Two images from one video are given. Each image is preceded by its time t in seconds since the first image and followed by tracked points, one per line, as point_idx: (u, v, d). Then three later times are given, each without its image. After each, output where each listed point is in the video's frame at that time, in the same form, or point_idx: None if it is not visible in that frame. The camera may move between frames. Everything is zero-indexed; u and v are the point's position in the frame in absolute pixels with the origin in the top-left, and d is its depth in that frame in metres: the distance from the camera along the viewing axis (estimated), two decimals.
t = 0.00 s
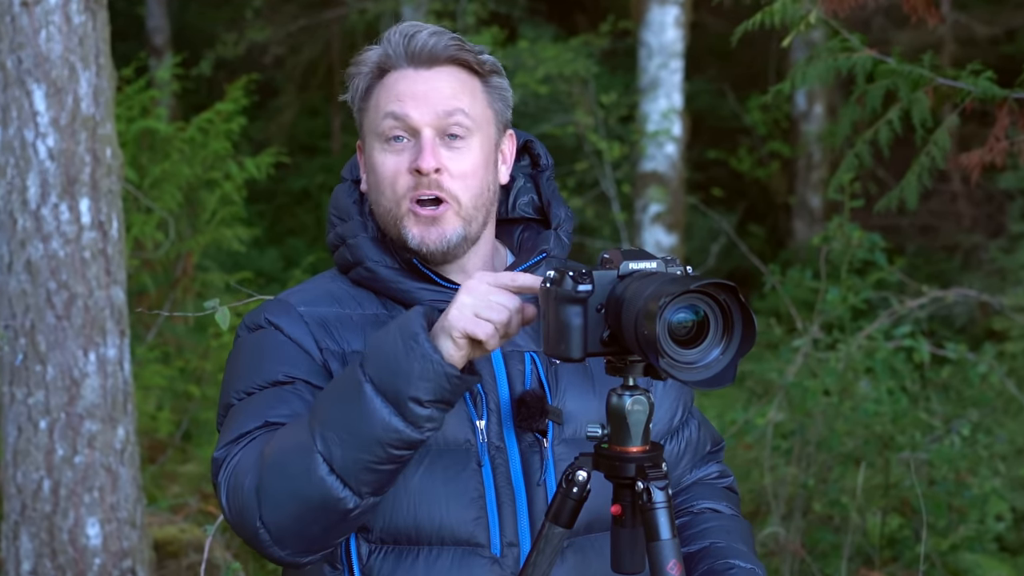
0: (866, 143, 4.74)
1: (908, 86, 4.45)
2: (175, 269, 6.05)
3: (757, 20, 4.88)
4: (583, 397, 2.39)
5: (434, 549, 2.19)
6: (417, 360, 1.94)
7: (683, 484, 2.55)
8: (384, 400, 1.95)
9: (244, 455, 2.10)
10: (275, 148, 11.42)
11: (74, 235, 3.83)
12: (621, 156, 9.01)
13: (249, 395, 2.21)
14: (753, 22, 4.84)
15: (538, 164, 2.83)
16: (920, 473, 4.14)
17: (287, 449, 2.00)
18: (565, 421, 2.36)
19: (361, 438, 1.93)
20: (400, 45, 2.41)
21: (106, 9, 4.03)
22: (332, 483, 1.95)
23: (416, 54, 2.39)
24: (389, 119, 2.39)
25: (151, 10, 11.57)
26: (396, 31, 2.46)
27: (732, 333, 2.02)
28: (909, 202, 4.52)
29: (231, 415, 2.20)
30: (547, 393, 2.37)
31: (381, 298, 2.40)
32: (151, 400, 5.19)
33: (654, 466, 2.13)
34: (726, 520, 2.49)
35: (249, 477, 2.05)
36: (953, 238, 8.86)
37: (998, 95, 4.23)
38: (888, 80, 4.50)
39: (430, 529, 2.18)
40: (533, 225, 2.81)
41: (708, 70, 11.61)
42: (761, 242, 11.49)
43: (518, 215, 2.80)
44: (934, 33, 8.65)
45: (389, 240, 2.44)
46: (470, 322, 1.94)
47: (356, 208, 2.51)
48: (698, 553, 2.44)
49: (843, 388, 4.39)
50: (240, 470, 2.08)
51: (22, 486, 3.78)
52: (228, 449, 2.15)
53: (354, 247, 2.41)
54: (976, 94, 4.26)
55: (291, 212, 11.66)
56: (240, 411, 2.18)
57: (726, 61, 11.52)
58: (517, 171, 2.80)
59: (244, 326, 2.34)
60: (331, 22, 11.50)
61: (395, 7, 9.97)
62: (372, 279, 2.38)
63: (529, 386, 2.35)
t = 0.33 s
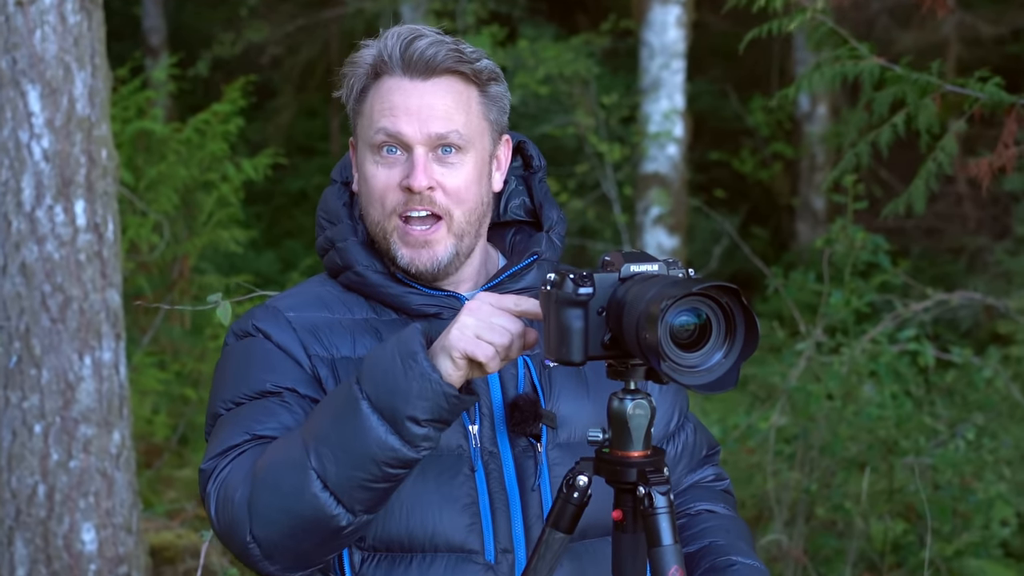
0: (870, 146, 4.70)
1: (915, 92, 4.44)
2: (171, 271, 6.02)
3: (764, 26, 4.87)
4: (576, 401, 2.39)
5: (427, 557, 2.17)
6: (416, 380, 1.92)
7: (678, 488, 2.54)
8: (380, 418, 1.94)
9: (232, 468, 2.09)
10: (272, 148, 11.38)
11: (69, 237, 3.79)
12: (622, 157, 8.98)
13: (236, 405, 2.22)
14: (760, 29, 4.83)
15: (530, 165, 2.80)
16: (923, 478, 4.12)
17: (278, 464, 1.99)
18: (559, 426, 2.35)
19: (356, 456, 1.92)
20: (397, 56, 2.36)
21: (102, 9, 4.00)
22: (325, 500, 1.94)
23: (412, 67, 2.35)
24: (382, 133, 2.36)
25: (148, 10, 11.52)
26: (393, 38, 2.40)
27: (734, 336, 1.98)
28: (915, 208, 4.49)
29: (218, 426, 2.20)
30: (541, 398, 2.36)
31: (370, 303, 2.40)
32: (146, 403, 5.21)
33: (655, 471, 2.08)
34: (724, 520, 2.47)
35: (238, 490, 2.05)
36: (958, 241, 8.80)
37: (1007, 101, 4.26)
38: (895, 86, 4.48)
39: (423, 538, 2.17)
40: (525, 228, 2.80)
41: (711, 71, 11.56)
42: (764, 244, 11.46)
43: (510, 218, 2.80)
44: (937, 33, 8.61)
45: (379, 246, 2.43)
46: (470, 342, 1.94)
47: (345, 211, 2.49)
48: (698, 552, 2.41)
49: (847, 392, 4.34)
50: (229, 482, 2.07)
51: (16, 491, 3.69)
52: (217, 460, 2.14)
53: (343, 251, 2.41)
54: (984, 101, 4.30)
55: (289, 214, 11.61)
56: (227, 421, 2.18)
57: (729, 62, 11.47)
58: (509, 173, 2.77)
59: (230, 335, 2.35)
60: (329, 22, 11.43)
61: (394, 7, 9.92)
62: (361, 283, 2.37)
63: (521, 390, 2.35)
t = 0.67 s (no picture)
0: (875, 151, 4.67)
1: (917, 94, 4.41)
2: (167, 274, 5.98)
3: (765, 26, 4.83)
4: (572, 409, 2.34)
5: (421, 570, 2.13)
6: (409, 383, 1.88)
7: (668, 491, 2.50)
8: (374, 424, 1.90)
9: (223, 479, 2.06)
10: (270, 149, 11.34)
11: (64, 240, 3.74)
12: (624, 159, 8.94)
13: (225, 414, 2.19)
14: (761, 28, 4.78)
15: (523, 167, 2.76)
16: (928, 483, 4.08)
17: (269, 473, 1.95)
18: (555, 435, 2.31)
19: (350, 464, 1.88)
20: (397, 61, 2.32)
21: (98, 10, 3.96)
22: (319, 508, 1.91)
23: (414, 74, 2.31)
24: (382, 141, 2.32)
25: (144, 10, 11.49)
26: (393, 41, 2.35)
27: (737, 340, 1.94)
28: (922, 213, 4.44)
29: (207, 435, 2.17)
30: (536, 406, 2.32)
31: (362, 308, 2.36)
32: (143, 407, 5.17)
33: (657, 475, 2.04)
34: (716, 519, 2.44)
35: (229, 501, 2.01)
36: (963, 243, 8.73)
37: (1010, 102, 4.28)
38: (896, 89, 4.43)
39: (417, 551, 2.13)
40: (518, 231, 2.75)
41: (713, 71, 11.50)
42: (766, 246, 11.41)
43: (502, 221, 2.75)
44: (943, 33, 8.61)
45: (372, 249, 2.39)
46: (462, 338, 1.88)
47: (336, 212, 2.45)
48: (694, 554, 2.37)
49: (850, 396, 4.33)
50: (220, 493, 2.03)
51: (8, 496, 3.64)
52: (207, 471, 2.10)
53: (334, 255, 2.37)
54: (986, 102, 4.28)
55: (286, 215, 11.57)
56: (216, 432, 2.14)
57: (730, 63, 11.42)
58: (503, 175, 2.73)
59: (218, 341, 2.30)
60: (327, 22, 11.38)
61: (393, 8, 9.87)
62: (353, 288, 2.33)
63: (517, 399, 2.31)
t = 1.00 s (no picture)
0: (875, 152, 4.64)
1: (916, 93, 4.37)
2: (163, 276, 5.94)
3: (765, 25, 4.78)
4: (566, 419, 2.31)
5: None
6: (409, 411, 1.84)
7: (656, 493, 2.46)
8: (372, 453, 1.87)
9: (213, 503, 2.05)
10: (270, 151, 11.31)
11: (59, 242, 3.71)
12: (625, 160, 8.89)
13: (212, 432, 2.18)
14: (761, 26, 4.74)
15: (509, 168, 2.71)
16: (933, 487, 4.04)
17: (263, 500, 1.93)
18: (550, 445, 2.28)
19: (348, 493, 1.86)
20: (389, 63, 2.28)
21: (93, 9, 3.93)
22: (314, 537, 1.89)
23: (409, 75, 2.27)
24: (378, 146, 2.26)
25: (140, 10, 11.46)
26: (382, 44, 2.32)
27: (739, 343, 1.90)
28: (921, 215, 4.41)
29: (193, 454, 2.16)
30: (530, 415, 2.29)
31: (349, 317, 2.34)
32: (139, 411, 5.14)
33: (659, 480, 2.00)
34: (708, 518, 2.41)
35: (220, 527, 2.00)
36: (968, 245, 8.67)
37: (1011, 102, 4.22)
38: (894, 88, 4.41)
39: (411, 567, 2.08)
40: (507, 235, 2.71)
41: (715, 71, 11.45)
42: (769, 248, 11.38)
43: (490, 224, 2.70)
44: (947, 33, 8.56)
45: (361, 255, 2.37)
46: (455, 351, 1.84)
47: (321, 217, 2.42)
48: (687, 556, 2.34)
49: (854, 400, 4.34)
50: (210, 518, 2.02)
51: (3, 501, 3.60)
52: (197, 492, 2.09)
53: (321, 261, 2.35)
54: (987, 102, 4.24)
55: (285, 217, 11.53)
56: (203, 452, 2.13)
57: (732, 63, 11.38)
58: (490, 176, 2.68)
59: (204, 357, 2.30)
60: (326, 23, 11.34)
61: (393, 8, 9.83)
62: (340, 296, 2.32)
63: (510, 409, 2.28)
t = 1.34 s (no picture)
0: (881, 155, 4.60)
1: (921, 96, 4.33)
2: (160, 279, 5.89)
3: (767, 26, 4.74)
4: (547, 421, 2.26)
5: None
6: (423, 425, 1.85)
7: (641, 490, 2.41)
8: (380, 466, 1.85)
9: (199, 508, 1.96)
10: (269, 152, 11.26)
11: (54, 244, 3.66)
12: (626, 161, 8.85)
13: (190, 439, 2.08)
14: (765, 27, 4.70)
15: (478, 164, 2.57)
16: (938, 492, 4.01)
17: (259, 506, 1.88)
18: (533, 449, 2.23)
19: (354, 505, 1.84)
20: (353, 60, 2.18)
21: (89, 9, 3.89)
22: (310, 548, 1.85)
23: (375, 72, 2.16)
24: (345, 145, 2.16)
25: (136, 9, 11.41)
26: (345, 41, 2.21)
27: (743, 345, 1.85)
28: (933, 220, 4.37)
29: (171, 460, 2.06)
30: (513, 421, 2.23)
31: (324, 326, 2.24)
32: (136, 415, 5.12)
33: (660, 485, 1.96)
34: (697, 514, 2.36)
35: (207, 532, 1.93)
36: (973, 247, 8.63)
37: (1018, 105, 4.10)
38: (898, 90, 4.37)
39: None
40: (479, 234, 2.58)
41: (716, 71, 11.39)
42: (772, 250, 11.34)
43: (462, 223, 2.58)
44: (951, 33, 8.51)
45: (331, 261, 2.25)
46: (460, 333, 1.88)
47: (289, 224, 2.28)
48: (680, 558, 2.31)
49: (858, 404, 4.31)
50: (197, 523, 1.95)
51: None
52: (178, 498, 2.00)
53: (291, 270, 2.23)
54: (993, 104, 4.15)
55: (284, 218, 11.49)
56: (185, 457, 2.04)
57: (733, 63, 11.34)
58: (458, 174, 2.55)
59: (178, 363, 2.19)
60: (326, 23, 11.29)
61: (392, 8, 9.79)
62: (313, 305, 2.21)
63: (493, 415, 2.22)
